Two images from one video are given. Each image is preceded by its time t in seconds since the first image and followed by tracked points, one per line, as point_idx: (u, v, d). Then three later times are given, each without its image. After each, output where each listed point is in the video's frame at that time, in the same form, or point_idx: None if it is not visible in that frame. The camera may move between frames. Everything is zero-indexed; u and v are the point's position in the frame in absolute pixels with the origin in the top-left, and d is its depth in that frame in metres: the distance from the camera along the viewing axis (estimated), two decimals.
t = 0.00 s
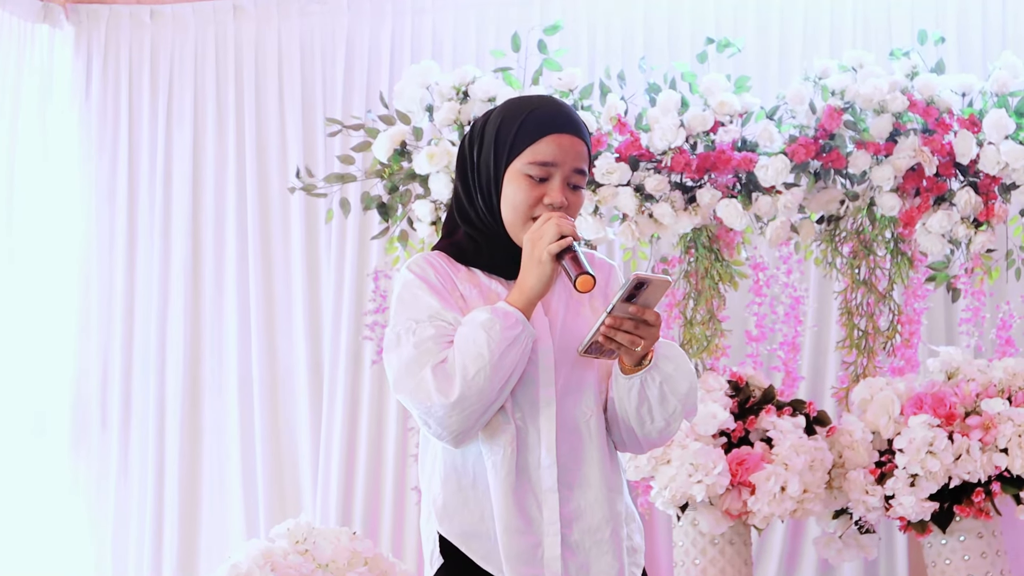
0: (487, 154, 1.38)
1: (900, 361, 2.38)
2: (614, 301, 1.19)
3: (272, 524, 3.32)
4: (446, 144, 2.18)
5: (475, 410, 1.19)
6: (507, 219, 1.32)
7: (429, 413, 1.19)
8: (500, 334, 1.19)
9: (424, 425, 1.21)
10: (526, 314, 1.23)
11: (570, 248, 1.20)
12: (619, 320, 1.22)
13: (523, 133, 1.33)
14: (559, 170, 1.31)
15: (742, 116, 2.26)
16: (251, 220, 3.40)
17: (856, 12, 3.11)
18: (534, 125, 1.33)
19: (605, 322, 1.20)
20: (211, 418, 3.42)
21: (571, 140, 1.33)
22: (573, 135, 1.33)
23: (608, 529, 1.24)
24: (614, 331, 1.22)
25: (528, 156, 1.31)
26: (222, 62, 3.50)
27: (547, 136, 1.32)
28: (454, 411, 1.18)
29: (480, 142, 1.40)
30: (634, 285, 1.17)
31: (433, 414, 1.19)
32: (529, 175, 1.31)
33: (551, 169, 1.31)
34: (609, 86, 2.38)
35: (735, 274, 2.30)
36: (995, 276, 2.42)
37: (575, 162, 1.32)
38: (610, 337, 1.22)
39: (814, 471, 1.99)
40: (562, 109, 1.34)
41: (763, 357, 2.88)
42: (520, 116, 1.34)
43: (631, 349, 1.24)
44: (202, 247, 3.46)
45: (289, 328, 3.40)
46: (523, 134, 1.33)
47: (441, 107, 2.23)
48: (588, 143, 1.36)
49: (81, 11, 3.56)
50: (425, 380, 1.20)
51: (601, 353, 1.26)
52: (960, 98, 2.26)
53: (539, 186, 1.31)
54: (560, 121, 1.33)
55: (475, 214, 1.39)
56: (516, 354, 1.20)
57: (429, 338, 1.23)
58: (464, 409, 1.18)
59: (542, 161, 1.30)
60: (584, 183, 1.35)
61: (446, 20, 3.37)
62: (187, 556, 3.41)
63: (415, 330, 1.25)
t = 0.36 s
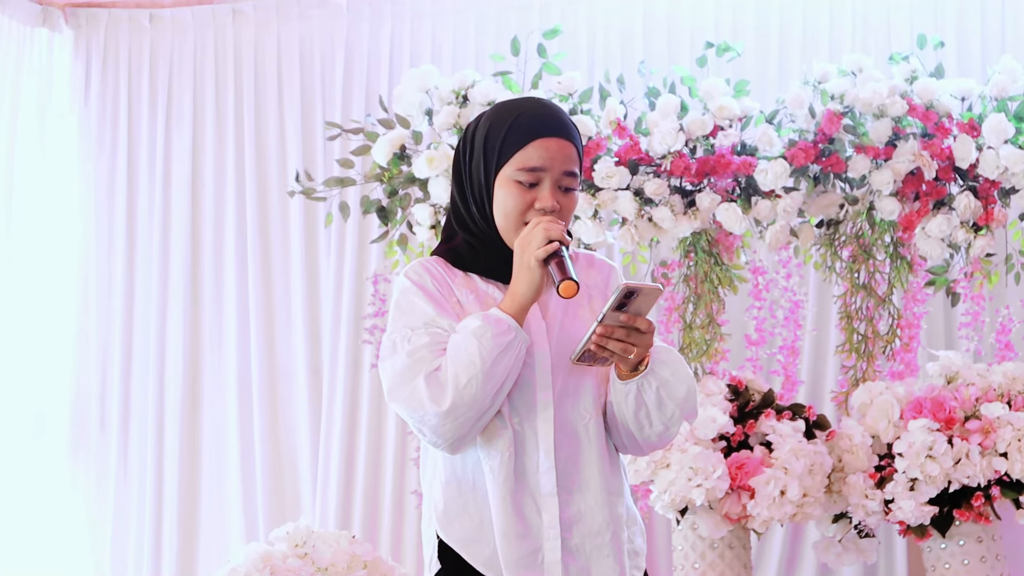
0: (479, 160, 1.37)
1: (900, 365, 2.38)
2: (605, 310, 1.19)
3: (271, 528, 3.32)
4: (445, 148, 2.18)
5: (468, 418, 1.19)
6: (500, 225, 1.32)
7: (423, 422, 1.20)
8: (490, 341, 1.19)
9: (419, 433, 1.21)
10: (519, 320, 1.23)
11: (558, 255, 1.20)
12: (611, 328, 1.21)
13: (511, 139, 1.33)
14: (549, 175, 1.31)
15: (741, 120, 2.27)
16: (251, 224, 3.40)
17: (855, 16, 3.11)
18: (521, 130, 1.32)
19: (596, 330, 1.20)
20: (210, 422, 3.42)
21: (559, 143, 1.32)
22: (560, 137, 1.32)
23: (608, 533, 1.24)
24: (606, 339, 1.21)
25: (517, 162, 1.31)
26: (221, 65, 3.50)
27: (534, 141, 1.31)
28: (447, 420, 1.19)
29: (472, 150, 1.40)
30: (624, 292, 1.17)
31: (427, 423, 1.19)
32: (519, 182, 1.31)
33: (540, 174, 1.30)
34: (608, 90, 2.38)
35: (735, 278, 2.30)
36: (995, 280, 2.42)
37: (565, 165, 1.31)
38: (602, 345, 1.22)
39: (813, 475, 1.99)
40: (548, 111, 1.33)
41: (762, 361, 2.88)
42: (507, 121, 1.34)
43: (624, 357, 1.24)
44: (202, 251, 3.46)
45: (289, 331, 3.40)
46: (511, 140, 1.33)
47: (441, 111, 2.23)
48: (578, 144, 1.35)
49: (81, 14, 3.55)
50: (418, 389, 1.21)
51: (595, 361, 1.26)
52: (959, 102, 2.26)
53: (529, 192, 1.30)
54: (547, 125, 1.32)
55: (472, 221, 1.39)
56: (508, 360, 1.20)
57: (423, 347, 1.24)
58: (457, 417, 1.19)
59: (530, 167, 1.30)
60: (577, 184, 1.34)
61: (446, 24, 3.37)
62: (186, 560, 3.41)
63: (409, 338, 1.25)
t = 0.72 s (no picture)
0: (478, 164, 1.38)
1: (900, 367, 2.38)
2: (601, 325, 1.19)
3: (271, 530, 3.32)
4: (446, 150, 2.18)
5: (464, 418, 1.19)
6: (498, 228, 1.32)
7: (419, 423, 1.20)
8: (486, 341, 1.19)
9: (417, 433, 1.21)
10: (516, 322, 1.22)
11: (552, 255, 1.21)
12: (607, 343, 1.21)
13: (505, 142, 1.33)
14: (544, 175, 1.31)
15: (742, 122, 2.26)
16: (252, 226, 3.40)
17: (856, 17, 3.11)
18: (514, 133, 1.32)
19: (592, 344, 1.20)
20: (211, 424, 3.43)
21: (552, 143, 1.31)
22: (554, 137, 1.32)
23: (605, 537, 1.24)
24: (603, 353, 1.21)
25: (511, 165, 1.31)
26: (222, 67, 3.50)
27: (527, 143, 1.31)
28: (442, 419, 1.19)
29: (470, 154, 1.41)
30: (619, 309, 1.17)
31: (422, 422, 1.19)
32: (514, 184, 1.31)
33: (535, 176, 1.30)
34: (609, 92, 2.38)
35: (736, 281, 2.30)
36: (996, 283, 2.42)
37: (560, 165, 1.31)
38: (599, 359, 1.22)
39: (814, 478, 1.99)
40: (541, 112, 1.33)
41: (763, 363, 2.88)
42: (501, 124, 1.34)
43: (621, 371, 1.24)
44: (203, 253, 3.46)
45: (289, 333, 3.40)
46: (505, 143, 1.33)
47: (441, 113, 2.23)
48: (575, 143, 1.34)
49: (82, 16, 3.54)
50: (414, 389, 1.21)
51: (592, 373, 1.25)
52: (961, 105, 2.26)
53: (525, 194, 1.30)
54: (540, 126, 1.32)
55: (473, 224, 1.39)
56: (504, 360, 1.20)
57: (421, 346, 1.24)
58: (452, 416, 1.18)
59: (524, 169, 1.30)
60: (574, 183, 1.34)
61: (447, 27, 3.38)
62: (186, 562, 3.41)
63: (408, 338, 1.25)
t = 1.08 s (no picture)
0: (473, 167, 1.39)
1: (901, 370, 2.37)
2: (590, 346, 1.19)
3: (271, 532, 3.33)
4: (446, 152, 2.18)
5: (457, 421, 1.19)
6: (490, 229, 1.33)
7: (413, 427, 1.20)
8: (477, 343, 1.19)
9: (412, 438, 1.22)
10: (507, 323, 1.22)
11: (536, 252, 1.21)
12: (597, 363, 1.21)
13: (494, 142, 1.34)
14: (533, 174, 1.31)
15: (742, 124, 2.26)
16: (252, 228, 3.40)
17: (857, 19, 3.11)
18: (503, 133, 1.33)
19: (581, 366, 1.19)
20: (211, 427, 3.43)
21: (540, 141, 1.32)
22: (543, 136, 1.33)
23: (601, 540, 1.24)
24: (592, 374, 1.21)
25: (500, 164, 1.32)
26: (222, 70, 3.50)
27: (515, 142, 1.32)
28: (435, 422, 1.19)
29: (465, 160, 1.42)
30: (606, 332, 1.17)
31: (416, 425, 1.20)
32: (503, 184, 1.31)
33: (523, 174, 1.31)
34: (610, 95, 2.37)
35: (736, 283, 2.30)
36: (997, 285, 2.41)
37: (549, 163, 1.31)
38: (589, 380, 1.21)
39: (814, 480, 1.98)
40: (530, 112, 1.34)
41: (763, 366, 2.87)
42: (491, 125, 1.35)
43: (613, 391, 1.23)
44: (203, 255, 3.46)
45: (289, 336, 3.40)
46: (495, 144, 1.34)
47: (441, 115, 2.22)
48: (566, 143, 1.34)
49: (82, 18, 3.54)
50: (407, 392, 1.21)
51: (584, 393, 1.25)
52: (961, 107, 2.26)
53: (514, 193, 1.31)
54: (529, 126, 1.33)
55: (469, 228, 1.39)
56: (496, 362, 1.20)
57: (415, 350, 1.24)
58: (445, 419, 1.19)
59: (511, 168, 1.31)
60: (567, 183, 1.33)
61: (447, 29, 3.38)
62: (186, 564, 3.42)
63: (402, 341, 1.26)
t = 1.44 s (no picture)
0: (468, 176, 1.45)
1: (902, 374, 2.37)
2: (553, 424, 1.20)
3: (271, 536, 3.33)
4: (445, 155, 2.18)
5: (445, 408, 1.22)
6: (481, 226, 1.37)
7: (406, 420, 1.23)
8: (460, 329, 1.21)
9: (409, 432, 1.25)
10: (494, 309, 1.25)
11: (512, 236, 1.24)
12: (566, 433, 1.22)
13: (476, 144, 1.40)
14: (512, 166, 1.35)
15: (742, 127, 2.26)
16: (252, 232, 3.41)
17: (857, 22, 3.11)
18: (482, 133, 1.39)
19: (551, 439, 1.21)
20: (211, 431, 3.43)
21: (516, 134, 1.36)
22: (520, 129, 1.37)
23: (598, 543, 1.28)
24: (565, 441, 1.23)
25: (481, 162, 1.37)
26: (223, 73, 3.51)
27: (492, 138, 1.37)
28: (424, 411, 1.22)
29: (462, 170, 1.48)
30: (564, 418, 1.18)
31: (406, 415, 1.23)
32: (486, 180, 1.36)
33: (502, 167, 1.35)
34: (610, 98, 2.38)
35: (737, 287, 2.30)
36: (997, 289, 2.41)
37: (527, 153, 1.35)
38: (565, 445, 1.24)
39: (814, 484, 1.98)
40: (507, 108, 1.39)
41: (764, 369, 2.88)
42: (473, 130, 1.41)
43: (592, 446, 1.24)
44: (203, 259, 3.46)
45: (289, 339, 3.40)
46: (478, 146, 1.40)
47: (441, 119, 2.23)
48: (549, 135, 1.39)
49: (81, 21, 3.53)
50: (398, 383, 1.24)
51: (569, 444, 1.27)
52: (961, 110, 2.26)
53: (496, 186, 1.35)
54: (506, 121, 1.38)
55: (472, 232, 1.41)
56: (482, 348, 1.21)
57: (410, 345, 1.27)
58: (433, 407, 1.21)
59: (489, 163, 1.36)
60: (552, 173, 1.37)
61: (447, 32, 3.37)
62: (186, 568, 3.42)
63: (401, 336, 1.29)
